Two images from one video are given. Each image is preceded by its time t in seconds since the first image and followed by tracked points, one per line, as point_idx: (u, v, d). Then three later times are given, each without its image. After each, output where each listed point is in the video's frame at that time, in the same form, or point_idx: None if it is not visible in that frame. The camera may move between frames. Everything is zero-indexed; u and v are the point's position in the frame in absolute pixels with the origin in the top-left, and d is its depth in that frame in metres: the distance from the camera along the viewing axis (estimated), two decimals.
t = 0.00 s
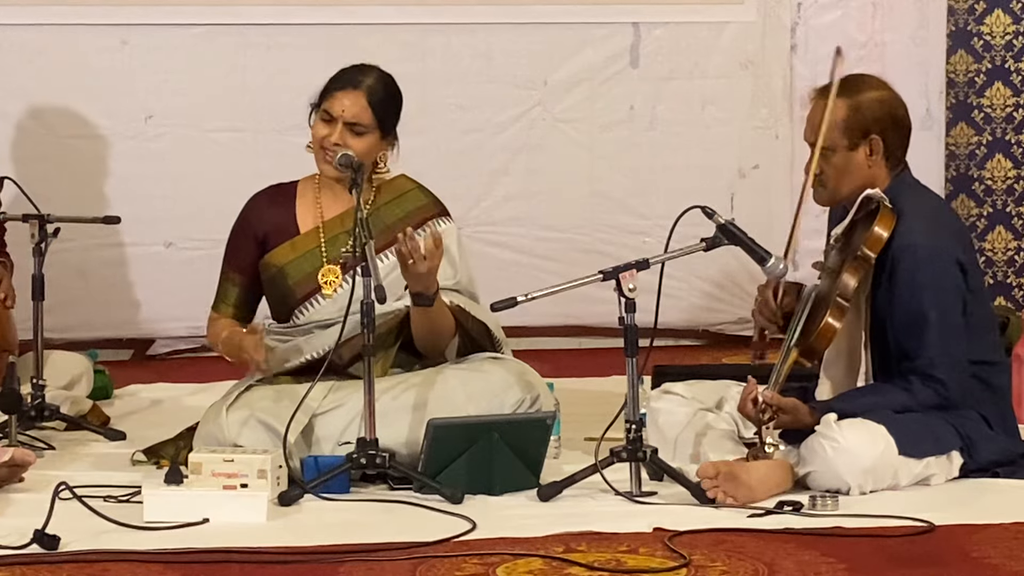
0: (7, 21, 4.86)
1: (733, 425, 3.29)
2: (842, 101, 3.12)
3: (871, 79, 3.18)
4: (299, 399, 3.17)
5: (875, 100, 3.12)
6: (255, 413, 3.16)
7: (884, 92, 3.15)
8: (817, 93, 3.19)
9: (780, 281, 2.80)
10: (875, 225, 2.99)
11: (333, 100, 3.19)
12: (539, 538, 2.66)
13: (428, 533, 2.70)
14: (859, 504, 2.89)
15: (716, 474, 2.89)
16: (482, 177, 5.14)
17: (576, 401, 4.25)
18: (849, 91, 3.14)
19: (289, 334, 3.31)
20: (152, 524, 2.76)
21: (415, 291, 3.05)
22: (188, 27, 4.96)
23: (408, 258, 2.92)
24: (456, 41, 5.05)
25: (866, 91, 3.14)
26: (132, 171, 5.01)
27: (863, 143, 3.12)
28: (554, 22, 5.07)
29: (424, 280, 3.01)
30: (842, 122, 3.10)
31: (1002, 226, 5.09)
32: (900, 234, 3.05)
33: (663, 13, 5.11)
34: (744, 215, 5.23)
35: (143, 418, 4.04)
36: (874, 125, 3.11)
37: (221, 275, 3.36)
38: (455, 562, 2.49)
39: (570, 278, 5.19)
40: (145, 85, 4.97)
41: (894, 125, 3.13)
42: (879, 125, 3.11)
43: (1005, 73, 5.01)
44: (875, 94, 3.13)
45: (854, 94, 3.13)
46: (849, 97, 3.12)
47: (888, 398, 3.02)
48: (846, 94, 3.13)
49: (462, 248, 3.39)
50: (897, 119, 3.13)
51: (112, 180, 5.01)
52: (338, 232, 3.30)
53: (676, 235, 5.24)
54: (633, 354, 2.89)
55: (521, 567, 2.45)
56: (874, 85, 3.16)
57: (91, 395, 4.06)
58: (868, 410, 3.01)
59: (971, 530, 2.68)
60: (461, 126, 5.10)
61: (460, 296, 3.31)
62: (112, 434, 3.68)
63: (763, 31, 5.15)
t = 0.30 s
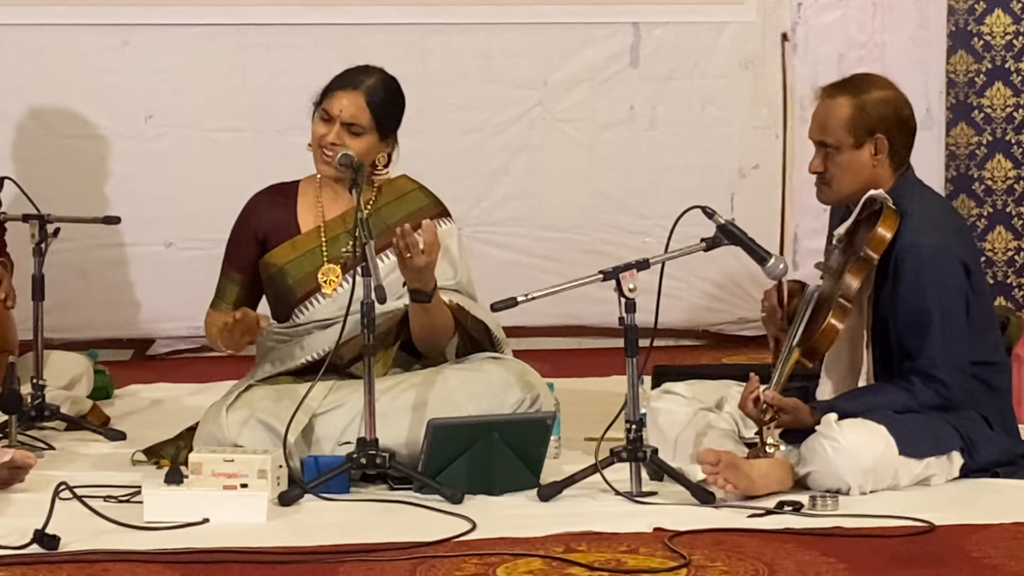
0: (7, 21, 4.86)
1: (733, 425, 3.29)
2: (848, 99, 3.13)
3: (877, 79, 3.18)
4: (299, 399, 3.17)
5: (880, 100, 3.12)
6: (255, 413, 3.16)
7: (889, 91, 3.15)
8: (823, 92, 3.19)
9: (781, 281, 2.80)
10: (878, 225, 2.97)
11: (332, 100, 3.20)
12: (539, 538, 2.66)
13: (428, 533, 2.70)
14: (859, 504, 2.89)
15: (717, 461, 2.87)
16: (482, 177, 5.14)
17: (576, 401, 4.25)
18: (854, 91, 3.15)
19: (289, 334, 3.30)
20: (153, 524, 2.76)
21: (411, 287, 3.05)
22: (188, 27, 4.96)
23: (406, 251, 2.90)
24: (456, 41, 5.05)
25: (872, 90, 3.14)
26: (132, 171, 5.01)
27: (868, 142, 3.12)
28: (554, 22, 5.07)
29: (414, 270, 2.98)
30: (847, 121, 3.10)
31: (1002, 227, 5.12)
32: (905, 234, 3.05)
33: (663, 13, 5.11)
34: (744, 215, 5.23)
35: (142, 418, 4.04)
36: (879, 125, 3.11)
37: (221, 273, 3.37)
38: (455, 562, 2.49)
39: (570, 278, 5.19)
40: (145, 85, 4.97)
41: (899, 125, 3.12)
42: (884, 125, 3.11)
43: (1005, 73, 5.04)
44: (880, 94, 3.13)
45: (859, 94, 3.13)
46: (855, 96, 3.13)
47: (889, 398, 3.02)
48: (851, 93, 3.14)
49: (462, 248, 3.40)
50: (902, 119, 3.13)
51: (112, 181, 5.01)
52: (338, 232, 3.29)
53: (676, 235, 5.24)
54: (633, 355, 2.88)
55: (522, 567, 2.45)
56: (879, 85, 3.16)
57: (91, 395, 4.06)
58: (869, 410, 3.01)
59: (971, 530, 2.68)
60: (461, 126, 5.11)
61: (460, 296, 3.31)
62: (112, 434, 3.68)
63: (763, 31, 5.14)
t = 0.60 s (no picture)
0: (7, 21, 4.87)
1: (733, 425, 3.29)
2: (849, 100, 3.13)
3: (879, 79, 3.18)
4: (300, 399, 3.17)
5: (882, 100, 3.12)
6: (255, 413, 3.14)
7: (891, 92, 3.15)
8: (825, 92, 3.19)
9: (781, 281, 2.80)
10: (881, 226, 2.97)
11: (336, 97, 3.20)
12: (538, 538, 2.66)
13: (428, 533, 2.70)
14: (859, 505, 2.89)
15: (719, 477, 2.90)
16: (483, 177, 5.14)
17: (576, 401, 4.25)
18: (856, 91, 3.14)
19: (289, 334, 3.33)
20: (153, 524, 2.76)
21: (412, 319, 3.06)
22: (188, 27, 4.96)
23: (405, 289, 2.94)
24: (457, 41, 5.06)
25: (874, 91, 3.14)
26: (133, 171, 5.01)
27: (869, 143, 3.12)
28: (554, 21, 5.08)
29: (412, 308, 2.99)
30: (848, 121, 3.10)
31: (1002, 226, 5.13)
32: (906, 234, 3.05)
33: (663, 13, 5.11)
34: (744, 215, 5.23)
35: (142, 418, 4.04)
36: (881, 125, 3.11)
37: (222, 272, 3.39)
38: (456, 562, 2.49)
39: (570, 278, 5.19)
40: (146, 85, 4.98)
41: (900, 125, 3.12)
42: (886, 125, 3.11)
43: (1005, 73, 5.05)
44: (882, 94, 3.13)
45: (861, 94, 3.13)
46: (856, 96, 3.13)
47: (890, 398, 3.02)
48: (853, 93, 3.14)
49: (462, 249, 3.40)
50: (903, 119, 3.13)
51: (112, 181, 5.01)
52: (338, 232, 3.29)
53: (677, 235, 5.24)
54: (633, 354, 2.89)
55: (522, 567, 2.45)
56: (881, 86, 3.16)
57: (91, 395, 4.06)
58: (869, 410, 3.01)
59: (971, 530, 2.68)
60: (461, 126, 5.11)
61: (459, 300, 3.30)
62: (112, 434, 3.68)
63: (764, 31, 5.15)
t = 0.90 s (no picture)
0: (7, 21, 4.86)
1: (733, 425, 3.29)
2: (848, 100, 3.13)
3: (877, 79, 3.19)
4: (300, 399, 3.17)
5: (881, 100, 3.13)
6: (255, 413, 3.15)
7: (890, 92, 3.16)
8: (824, 93, 3.20)
9: (780, 281, 2.79)
10: (880, 226, 2.97)
11: (333, 104, 3.19)
12: (539, 538, 2.66)
13: (428, 533, 2.70)
14: (859, 505, 2.89)
15: (718, 471, 2.89)
16: (482, 177, 5.14)
17: (576, 401, 4.25)
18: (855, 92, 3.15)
19: (290, 334, 3.31)
20: (153, 524, 2.76)
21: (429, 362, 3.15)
22: (188, 27, 4.96)
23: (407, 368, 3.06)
24: (457, 41, 5.05)
25: (872, 91, 3.15)
26: (133, 171, 5.01)
27: (869, 144, 3.11)
28: (554, 21, 5.08)
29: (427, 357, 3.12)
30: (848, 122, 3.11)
31: (1002, 226, 5.13)
32: (906, 235, 3.04)
33: (663, 13, 5.11)
34: (744, 215, 5.23)
35: (142, 418, 4.04)
36: (880, 125, 3.11)
37: (223, 274, 3.38)
38: (456, 562, 2.49)
39: (569, 278, 5.19)
40: (146, 85, 4.97)
41: (899, 125, 3.12)
42: (885, 125, 3.11)
43: (1005, 73, 5.04)
44: (880, 94, 3.14)
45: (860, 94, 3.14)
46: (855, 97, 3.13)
47: (890, 399, 3.02)
48: (852, 93, 3.14)
49: (462, 248, 3.40)
50: (903, 119, 3.13)
51: (112, 181, 5.01)
52: (338, 232, 3.29)
53: (676, 235, 5.24)
54: (633, 354, 2.88)
55: (522, 567, 2.45)
56: (880, 85, 3.17)
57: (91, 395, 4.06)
58: (869, 410, 3.01)
59: (972, 530, 2.68)
60: (461, 126, 5.11)
61: (460, 303, 3.30)
62: (112, 434, 3.68)
63: (763, 31, 5.15)
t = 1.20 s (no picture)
0: (7, 21, 4.87)
1: (733, 425, 3.29)
2: (848, 100, 3.12)
3: (875, 78, 3.18)
4: (300, 399, 3.16)
5: (880, 100, 3.12)
6: (255, 413, 3.15)
7: (889, 91, 3.16)
8: (823, 94, 3.19)
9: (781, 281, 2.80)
10: (880, 226, 2.97)
11: (320, 98, 3.20)
12: (539, 538, 2.66)
13: (428, 533, 2.70)
14: (859, 504, 2.89)
15: (720, 467, 2.88)
16: (483, 177, 5.14)
17: (576, 401, 4.25)
18: (854, 92, 3.14)
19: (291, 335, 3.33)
20: (153, 524, 2.76)
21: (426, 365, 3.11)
22: (188, 27, 4.96)
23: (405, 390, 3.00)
24: (456, 41, 5.06)
25: (871, 91, 3.14)
26: (132, 171, 5.01)
27: (869, 144, 3.11)
28: (554, 22, 5.08)
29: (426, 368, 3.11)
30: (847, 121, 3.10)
31: (1002, 226, 5.07)
32: (906, 235, 3.04)
33: (663, 13, 5.11)
34: (744, 215, 5.23)
35: (143, 418, 4.04)
36: (880, 125, 3.11)
37: (226, 275, 3.37)
38: (456, 561, 2.48)
39: (570, 278, 5.19)
40: (146, 85, 4.97)
41: (899, 125, 3.13)
42: (885, 125, 3.11)
43: (1005, 73, 4.97)
44: (880, 94, 3.13)
45: (860, 95, 3.13)
46: (855, 97, 3.13)
47: (890, 398, 3.02)
48: (851, 94, 3.14)
49: (463, 249, 3.39)
50: (902, 118, 3.13)
51: (112, 181, 5.01)
52: (340, 231, 3.29)
53: (676, 235, 5.24)
54: (633, 355, 2.88)
55: (522, 567, 2.44)
56: (879, 85, 3.16)
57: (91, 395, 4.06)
58: (869, 410, 3.01)
59: (972, 530, 2.68)
60: (461, 126, 5.11)
61: (462, 303, 3.31)
62: (112, 434, 3.68)
63: (763, 31, 5.15)
